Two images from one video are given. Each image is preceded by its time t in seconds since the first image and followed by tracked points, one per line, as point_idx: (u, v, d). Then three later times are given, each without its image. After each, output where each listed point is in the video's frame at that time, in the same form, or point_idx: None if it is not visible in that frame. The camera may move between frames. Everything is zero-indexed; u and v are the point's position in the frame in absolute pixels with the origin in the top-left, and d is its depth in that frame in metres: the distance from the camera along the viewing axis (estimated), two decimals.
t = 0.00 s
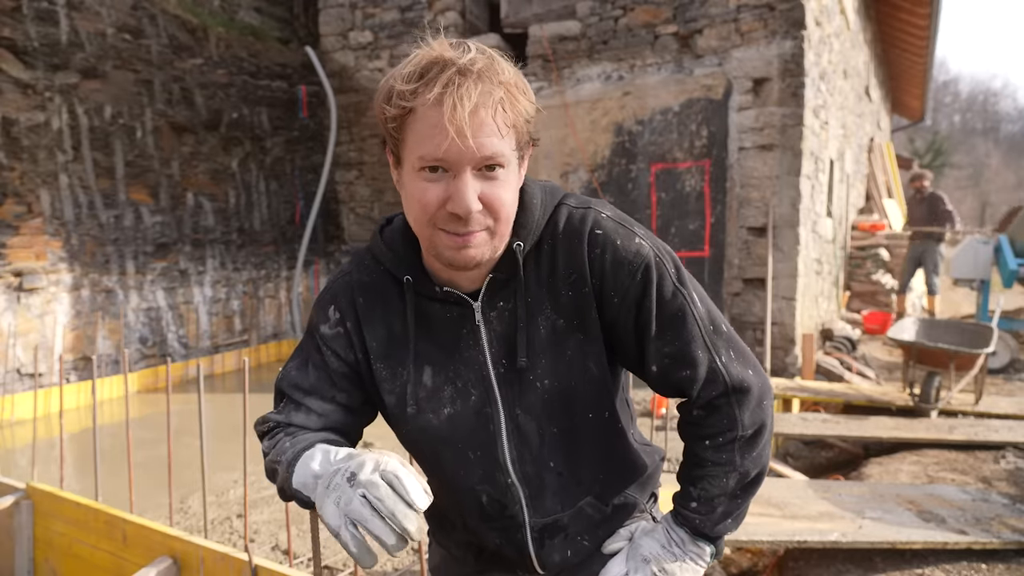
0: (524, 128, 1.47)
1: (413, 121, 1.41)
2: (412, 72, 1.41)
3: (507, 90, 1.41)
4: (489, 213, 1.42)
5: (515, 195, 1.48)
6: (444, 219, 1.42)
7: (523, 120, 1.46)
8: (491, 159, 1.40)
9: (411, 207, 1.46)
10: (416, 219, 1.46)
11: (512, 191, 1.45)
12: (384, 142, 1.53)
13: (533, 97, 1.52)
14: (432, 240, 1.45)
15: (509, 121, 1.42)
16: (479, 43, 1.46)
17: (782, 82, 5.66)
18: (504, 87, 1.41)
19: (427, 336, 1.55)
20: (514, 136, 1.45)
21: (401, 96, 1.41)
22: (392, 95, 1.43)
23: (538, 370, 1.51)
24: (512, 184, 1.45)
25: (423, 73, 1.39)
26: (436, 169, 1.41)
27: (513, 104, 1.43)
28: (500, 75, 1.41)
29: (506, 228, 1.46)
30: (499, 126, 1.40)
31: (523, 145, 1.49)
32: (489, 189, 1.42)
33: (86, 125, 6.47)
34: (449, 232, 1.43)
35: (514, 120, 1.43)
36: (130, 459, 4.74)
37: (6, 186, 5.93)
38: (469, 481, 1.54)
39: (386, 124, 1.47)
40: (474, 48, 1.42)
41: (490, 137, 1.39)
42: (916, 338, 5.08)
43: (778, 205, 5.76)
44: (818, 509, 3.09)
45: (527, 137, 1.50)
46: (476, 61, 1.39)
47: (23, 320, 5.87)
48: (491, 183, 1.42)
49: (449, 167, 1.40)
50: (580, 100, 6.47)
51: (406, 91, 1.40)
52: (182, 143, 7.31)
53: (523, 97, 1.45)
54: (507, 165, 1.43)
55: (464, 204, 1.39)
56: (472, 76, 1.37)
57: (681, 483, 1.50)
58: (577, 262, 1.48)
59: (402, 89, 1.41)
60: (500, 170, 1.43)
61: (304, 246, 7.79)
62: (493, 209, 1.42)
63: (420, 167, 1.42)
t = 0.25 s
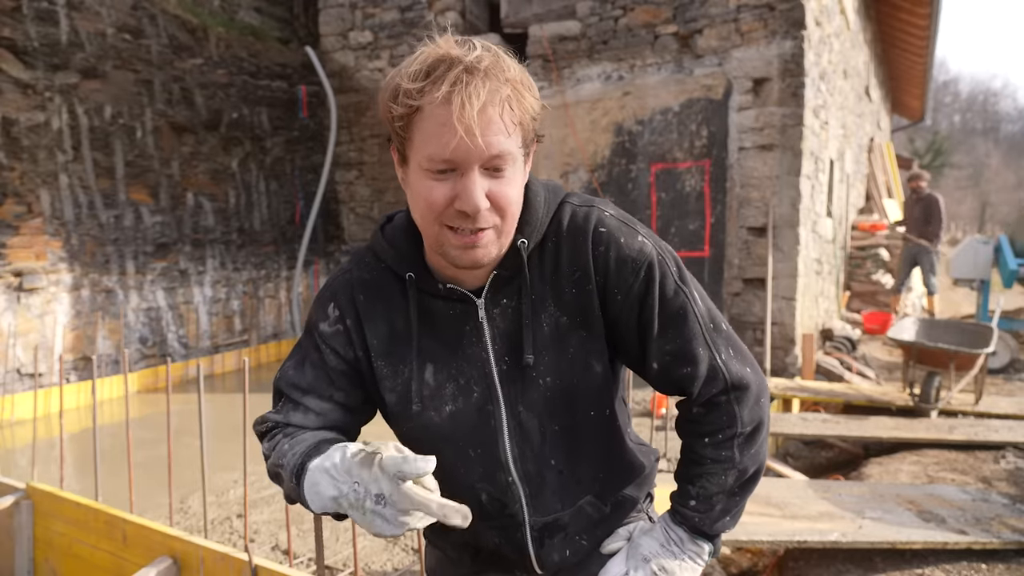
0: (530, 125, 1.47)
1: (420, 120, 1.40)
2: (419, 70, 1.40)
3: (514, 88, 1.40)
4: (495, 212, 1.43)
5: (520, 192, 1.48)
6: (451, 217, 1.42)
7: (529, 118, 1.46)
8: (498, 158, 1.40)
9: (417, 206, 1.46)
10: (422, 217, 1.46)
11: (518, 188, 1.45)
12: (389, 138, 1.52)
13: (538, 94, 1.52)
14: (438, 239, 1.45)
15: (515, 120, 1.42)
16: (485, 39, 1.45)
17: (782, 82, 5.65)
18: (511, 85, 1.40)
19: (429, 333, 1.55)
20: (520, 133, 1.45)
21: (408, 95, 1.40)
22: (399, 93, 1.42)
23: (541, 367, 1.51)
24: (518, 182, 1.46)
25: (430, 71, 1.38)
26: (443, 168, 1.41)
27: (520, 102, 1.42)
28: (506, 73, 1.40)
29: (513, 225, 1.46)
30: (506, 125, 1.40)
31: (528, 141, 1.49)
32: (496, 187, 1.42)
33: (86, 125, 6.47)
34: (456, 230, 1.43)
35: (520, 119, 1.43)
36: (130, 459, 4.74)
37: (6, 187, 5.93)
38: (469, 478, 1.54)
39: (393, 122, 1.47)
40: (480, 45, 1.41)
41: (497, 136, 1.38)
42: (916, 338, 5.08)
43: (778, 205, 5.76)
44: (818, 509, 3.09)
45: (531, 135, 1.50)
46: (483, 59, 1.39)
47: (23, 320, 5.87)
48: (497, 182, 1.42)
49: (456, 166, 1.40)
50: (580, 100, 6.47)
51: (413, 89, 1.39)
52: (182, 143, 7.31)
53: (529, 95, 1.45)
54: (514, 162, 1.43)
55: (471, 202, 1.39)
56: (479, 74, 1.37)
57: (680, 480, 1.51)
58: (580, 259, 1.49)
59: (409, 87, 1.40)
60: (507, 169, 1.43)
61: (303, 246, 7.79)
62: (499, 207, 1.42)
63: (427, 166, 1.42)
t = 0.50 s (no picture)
0: (527, 131, 1.47)
1: (417, 130, 1.39)
2: (416, 78, 1.38)
3: (512, 95, 1.40)
4: (494, 218, 1.43)
5: (517, 196, 1.48)
6: (450, 225, 1.42)
7: (525, 123, 1.46)
8: (496, 165, 1.40)
9: (415, 213, 1.46)
10: (420, 224, 1.45)
11: (515, 194, 1.46)
12: (385, 144, 1.51)
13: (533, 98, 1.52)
14: (437, 245, 1.45)
15: (513, 125, 1.42)
16: (481, 43, 1.44)
17: (782, 82, 5.65)
18: (509, 92, 1.40)
19: (425, 336, 1.55)
20: (517, 140, 1.45)
21: (406, 103, 1.39)
22: (396, 102, 1.41)
23: (536, 367, 1.51)
24: (515, 187, 1.46)
25: (427, 80, 1.37)
26: (442, 176, 1.41)
27: (518, 109, 1.42)
28: (504, 80, 1.39)
29: (509, 230, 1.47)
30: (504, 132, 1.39)
31: (524, 147, 1.49)
32: (494, 195, 1.42)
33: (86, 125, 6.47)
34: (454, 237, 1.43)
35: (517, 124, 1.43)
36: (130, 459, 4.74)
37: (6, 187, 5.93)
38: (465, 479, 1.54)
39: (389, 130, 1.45)
40: (477, 51, 1.40)
41: (496, 143, 1.38)
42: (916, 338, 5.08)
43: (778, 205, 5.75)
44: (818, 509, 3.09)
45: (528, 138, 1.50)
46: (481, 67, 1.37)
47: (23, 320, 5.87)
48: (496, 189, 1.42)
49: (455, 175, 1.40)
50: (580, 100, 6.47)
51: (410, 98, 1.38)
52: (182, 143, 7.31)
53: (526, 101, 1.44)
54: (511, 169, 1.43)
55: (470, 211, 1.39)
56: (478, 83, 1.36)
57: (674, 479, 1.51)
58: (575, 259, 1.49)
59: (406, 96, 1.38)
60: (505, 175, 1.43)
61: (303, 246, 7.79)
62: (497, 214, 1.43)
63: (426, 174, 1.41)
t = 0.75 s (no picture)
0: (516, 132, 1.46)
1: (409, 135, 1.36)
2: (406, 83, 1.35)
3: (502, 98, 1.38)
4: (487, 221, 1.43)
5: (508, 197, 1.48)
6: (444, 229, 1.42)
7: (516, 124, 1.45)
8: (489, 168, 1.39)
9: (407, 216, 1.44)
10: (413, 227, 1.45)
11: (506, 195, 1.46)
12: (373, 146, 1.49)
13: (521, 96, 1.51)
14: (431, 248, 1.45)
15: (504, 128, 1.41)
16: (469, 44, 1.41)
17: (782, 82, 5.65)
18: (499, 95, 1.38)
19: (417, 335, 1.55)
20: (508, 142, 1.44)
21: (397, 108, 1.36)
22: (386, 107, 1.38)
23: (527, 366, 1.52)
24: (506, 188, 1.46)
25: (418, 85, 1.34)
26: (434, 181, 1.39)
27: (508, 112, 1.41)
28: (495, 83, 1.37)
29: (501, 231, 1.48)
30: (495, 135, 1.38)
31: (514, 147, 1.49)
32: (487, 197, 1.42)
33: (86, 125, 6.46)
34: (448, 240, 1.43)
35: (508, 126, 1.42)
36: (130, 459, 4.74)
37: (6, 187, 5.92)
38: (458, 478, 1.55)
39: (379, 134, 1.42)
40: (467, 54, 1.38)
41: (488, 147, 1.37)
42: (915, 338, 5.08)
43: (778, 205, 5.75)
44: (818, 509, 3.09)
45: (517, 138, 1.50)
46: (471, 71, 1.35)
47: (23, 320, 5.87)
48: (488, 192, 1.42)
49: (448, 179, 1.39)
50: (580, 100, 6.47)
51: (402, 104, 1.35)
52: (182, 144, 7.31)
53: (516, 103, 1.43)
54: (503, 171, 1.43)
55: (464, 215, 1.39)
56: (470, 88, 1.34)
57: (667, 478, 1.51)
58: (565, 258, 1.49)
59: (396, 101, 1.35)
60: (497, 177, 1.43)
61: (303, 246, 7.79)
62: (490, 216, 1.43)
63: (418, 179, 1.39)
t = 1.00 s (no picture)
0: (516, 132, 1.47)
1: (411, 136, 1.36)
2: (407, 84, 1.35)
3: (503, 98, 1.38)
4: (488, 221, 1.43)
5: (507, 196, 1.48)
6: (445, 229, 1.41)
7: (516, 124, 1.45)
8: (490, 169, 1.39)
9: (408, 216, 1.44)
10: (414, 228, 1.44)
11: (506, 194, 1.46)
12: (374, 147, 1.48)
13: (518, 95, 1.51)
14: (431, 248, 1.44)
15: (504, 128, 1.41)
16: (469, 45, 1.41)
17: (782, 82, 5.65)
18: (500, 95, 1.38)
19: (415, 334, 1.55)
20: (508, 142, 1.45)
21: (398, 109, 1.36)
22: (386, 107, 1.38)
23: (524, 364, 1.52)
24: (506, 188, 1.46)
25: (419, 86, 1.34)
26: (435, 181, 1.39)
27: (508, 112, 1.41)
28: (495, 83, 1.37)
29: (501, 230, 1.48)
30: (496, 135, 1.39)
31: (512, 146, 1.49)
32: (488, 197, 1.42)
33: (86, 125, 6.47)
34: (449, 240, 1.43)
35: (508, 126, 1.42)
36: (130, 459, 4.74)
37: (6, 187, 5.93)
38: (456, 475, 1.55)
39: (380, 135, 1.42)
40: (467, 54, 1.38)
41: (489, 147, 1.37)
42: (916, 338, 5.08)
43: (778, 205, 5.75)
44: (818, 509, 3.09)
45: (517, 138, 1.50)
46: (472, 71, 1.35)
47: (23, 320, 5.87)
48: (489, 191, 1.42)
49: (449, 179, 1.38)
50: (580, 100, 6.47)
51: (403, 104, 1.35)
52: (182, 144, 7.31)
53: (515, 103, 1.43)
54: (503, 171, 1.44)
55: (465, 215, 1.39)
56: (471, 89, 1.34)
57: (664, 477, 1.51)
58: (563, 256, 1.49)
59: (397, 102, 1.35)
60: (497, 177, 1.42)
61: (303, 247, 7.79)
62: (491, 216, 1.43)
63: (419, 180, 1.39)
